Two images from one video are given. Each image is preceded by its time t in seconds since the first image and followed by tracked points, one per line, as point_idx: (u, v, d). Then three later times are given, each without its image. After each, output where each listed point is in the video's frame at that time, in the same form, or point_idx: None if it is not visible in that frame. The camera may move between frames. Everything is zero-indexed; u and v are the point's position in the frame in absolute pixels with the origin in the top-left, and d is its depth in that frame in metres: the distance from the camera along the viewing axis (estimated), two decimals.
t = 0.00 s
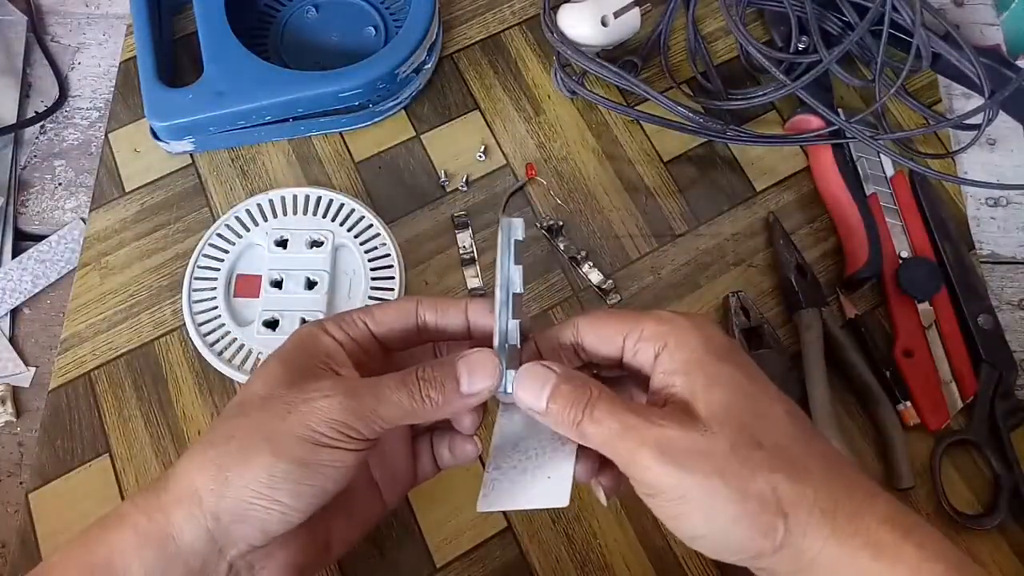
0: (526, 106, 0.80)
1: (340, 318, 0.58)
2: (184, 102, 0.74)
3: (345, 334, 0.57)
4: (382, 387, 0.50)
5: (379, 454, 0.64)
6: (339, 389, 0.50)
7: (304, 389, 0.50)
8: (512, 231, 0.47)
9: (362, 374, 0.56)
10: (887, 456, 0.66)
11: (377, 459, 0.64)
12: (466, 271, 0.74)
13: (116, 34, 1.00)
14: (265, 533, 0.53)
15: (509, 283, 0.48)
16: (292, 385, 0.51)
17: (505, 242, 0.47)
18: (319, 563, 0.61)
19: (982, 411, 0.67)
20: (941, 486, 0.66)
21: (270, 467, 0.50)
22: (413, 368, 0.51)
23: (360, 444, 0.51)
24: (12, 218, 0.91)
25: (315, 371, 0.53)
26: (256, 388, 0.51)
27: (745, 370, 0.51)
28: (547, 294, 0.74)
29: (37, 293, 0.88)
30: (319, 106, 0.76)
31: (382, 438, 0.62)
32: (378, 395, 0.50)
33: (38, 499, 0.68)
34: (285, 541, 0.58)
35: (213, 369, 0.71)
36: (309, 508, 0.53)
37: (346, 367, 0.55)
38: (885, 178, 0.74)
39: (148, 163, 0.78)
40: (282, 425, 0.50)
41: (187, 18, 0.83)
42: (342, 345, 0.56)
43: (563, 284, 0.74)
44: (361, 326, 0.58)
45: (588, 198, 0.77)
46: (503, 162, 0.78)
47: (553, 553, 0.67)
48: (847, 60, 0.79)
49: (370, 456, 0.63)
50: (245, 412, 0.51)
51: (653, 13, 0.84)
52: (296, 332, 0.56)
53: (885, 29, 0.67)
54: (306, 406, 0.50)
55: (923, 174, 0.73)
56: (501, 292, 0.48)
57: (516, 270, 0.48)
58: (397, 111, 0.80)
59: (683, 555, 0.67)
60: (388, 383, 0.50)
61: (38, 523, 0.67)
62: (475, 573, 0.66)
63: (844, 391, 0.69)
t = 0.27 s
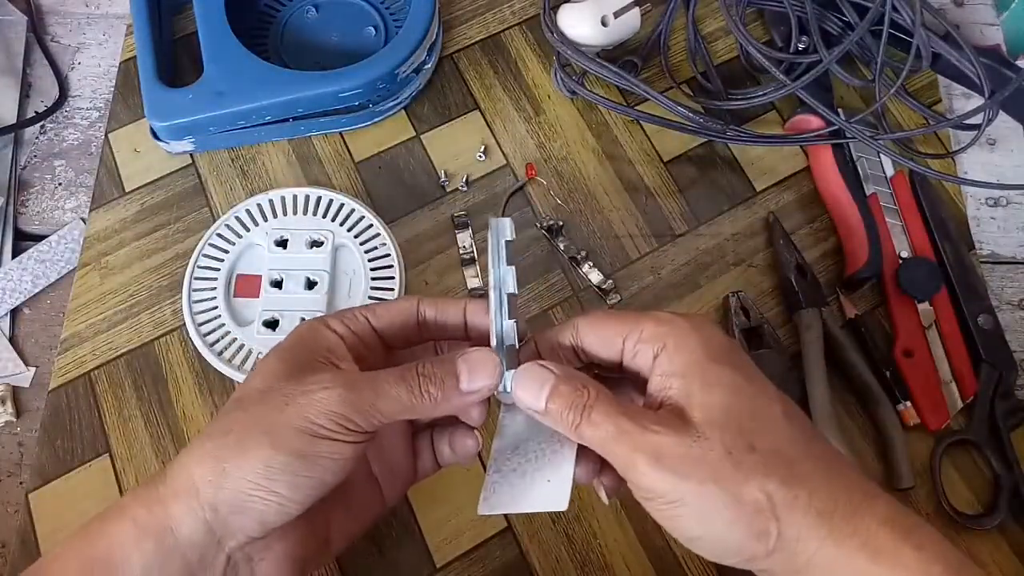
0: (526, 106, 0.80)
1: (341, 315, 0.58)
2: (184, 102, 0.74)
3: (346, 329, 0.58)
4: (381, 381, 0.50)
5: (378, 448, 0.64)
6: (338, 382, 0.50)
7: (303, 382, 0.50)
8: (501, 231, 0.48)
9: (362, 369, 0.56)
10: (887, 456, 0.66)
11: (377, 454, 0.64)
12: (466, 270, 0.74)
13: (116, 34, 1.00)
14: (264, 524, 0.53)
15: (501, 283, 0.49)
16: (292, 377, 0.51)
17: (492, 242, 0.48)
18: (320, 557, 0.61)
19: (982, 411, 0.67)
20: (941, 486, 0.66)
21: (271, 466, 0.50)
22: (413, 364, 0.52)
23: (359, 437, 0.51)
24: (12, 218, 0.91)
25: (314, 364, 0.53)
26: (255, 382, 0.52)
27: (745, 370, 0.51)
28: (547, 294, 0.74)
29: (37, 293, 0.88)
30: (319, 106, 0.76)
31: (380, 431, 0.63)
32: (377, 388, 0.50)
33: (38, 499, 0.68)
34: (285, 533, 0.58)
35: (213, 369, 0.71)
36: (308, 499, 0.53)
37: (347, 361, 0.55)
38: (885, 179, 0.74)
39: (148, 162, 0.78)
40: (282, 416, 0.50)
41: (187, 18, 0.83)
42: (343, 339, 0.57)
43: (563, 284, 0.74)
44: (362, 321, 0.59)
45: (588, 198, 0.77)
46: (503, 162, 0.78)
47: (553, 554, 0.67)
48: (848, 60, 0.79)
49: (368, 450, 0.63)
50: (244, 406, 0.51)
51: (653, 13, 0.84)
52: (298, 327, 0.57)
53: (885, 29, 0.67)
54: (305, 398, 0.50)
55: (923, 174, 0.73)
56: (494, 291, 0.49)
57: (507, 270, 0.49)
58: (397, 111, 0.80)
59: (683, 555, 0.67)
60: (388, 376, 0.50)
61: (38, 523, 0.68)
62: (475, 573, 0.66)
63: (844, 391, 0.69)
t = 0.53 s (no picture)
0: (526, 106, 0.80)
1: (344, 316, 0.58)
2: (184, 102, 0.74)
3: (350, 330, 0.57)
4: (384, 382, 0.50)
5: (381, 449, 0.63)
6: (342, 383, 0.50)
7: (307, 383, 0.50)
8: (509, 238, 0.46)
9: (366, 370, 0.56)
10: (887, 456, 0.66)
11: (379, 456, 0.64)
12: (466, 271, 0.74)
13: (116, 34, 1.00)
14: (267, 524, 0.53)
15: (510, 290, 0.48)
16: (295, 379, 0.51)
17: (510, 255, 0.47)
18: (321, 558, 0.61)
19: (982, 411, 0.67)
20: (941, 486, 0.66)
21: (270, 466, 0.50)
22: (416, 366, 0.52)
23: (362, 439, 0.51)
24: (12, 218, 0.91)
25: (319, 365, 0.52)
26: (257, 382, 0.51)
27: (745, 370, 0.51)
28: (547, 294, 0.74)
29: (37, 293, 0.88)
30: (319, 106, 0.76)
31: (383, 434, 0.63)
32: (382, 389, 0.50)
33: (38, 499, 0.68)
34: (288, 534, 0.58)
35: (213, 368, 0.71)
36: (311, 500, 0.53)
37: (351, 362, 0.54)
38: (885, 179, 0.74)
39: (148, 162, 0.78)
40: (286, 417, 0.49)
41: (187, 18, 0.83)
42: (348, 340, 0.57)
43: (563, 284, 0.74)
44: (367, 322, 0.59)
45: (588, 198, 0.77)
46: (503, 162, 0.78)
47: (553, 553, 0.67)
48: (847, 60, 0.79)
49: (371, 453, 0.63)
50: (247, 405, 0.50)
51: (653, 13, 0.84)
52: (304, 328, 0.56)
53: (885, 29, 0.67)
54: (310, 400, 0.49)
55: (923, 174, 0.73)
56: (503, 297, 0.48)
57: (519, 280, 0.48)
58: (397, 111, 0.80)
59: (683, 555, 0.67)
60: (393, 377, 0.50)
61: (38, 523, 0.68)
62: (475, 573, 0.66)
63: (844, 391, 0.69)
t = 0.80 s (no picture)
0: (526, 105, 0.80)
1: (323, 296, 0.58)
2: (184, 102, 0.74)
3: (329, 311, 0.58)
4: (364, 358, 0.49)
5: (364, 427, 0.64)
6: (321, 363, 0.49)
7: (285, 365, 0.50)
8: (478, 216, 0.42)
9: (345, 349, 0.56)
10: (887, 456, 0.66)
11: (362, 432, 0.65)
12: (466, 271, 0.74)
13: (116, 34, 1.00)
14: (252, 506, 0.53)
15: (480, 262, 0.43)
16: (274, 363, 0.50)
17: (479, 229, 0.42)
18: (309, 538, 0.61)
19: (982, 411, 0.67)
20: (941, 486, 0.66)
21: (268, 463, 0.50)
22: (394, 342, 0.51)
23: (342, 416, 0.51)
24: (12, 218, 0.91)
25: (298, 348, 0.52)
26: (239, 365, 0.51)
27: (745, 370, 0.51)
28: (546, 294, 0.74)
29: (37, 293, 0.88)
30: (319, 106, 0.76)
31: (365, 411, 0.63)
32: (361, 366, 0.49)
33: (38, 499, 0.68)
34: (273, 516, 0.58)
35: (213, 369, 0.71)
36: (294, 481, 0.53)
37: (329, 342, 0.54)
38: (885, 178, 0.74)
39: (148, 162, 0.78)
40: (266, 400, 0.49)
41: (187, 18, 0.83)
42: (327, 320, 0.57)
43: (563, 284, 0.74)
44: (345, 303, 0.59)
45: (588, 197, 0.77)
46: (503, 162, 0.78)
47: (553, 554, 0.67)
48: (848, 60, 0.79)
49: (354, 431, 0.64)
50: (228, 389, 0.50)
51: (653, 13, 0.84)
52: (284, 309, 0.56)
53: (885, 30, 0.67)
54: (288, 380, 0.49)
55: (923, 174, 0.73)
56: (475, 273, 0.44)
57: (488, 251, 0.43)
58: (397, 111, 0.80)
59: (682, 555, 0.67)
60: (372, 354, 0.49)
61: (38, 523, 0.68)
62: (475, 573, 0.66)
63: (844, 391, 0.69)
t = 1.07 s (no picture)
0: (526, 105, 0.80)
1: (327, 308, 0.58)
2: (184, 103, 0.74)
3: (331, 325, 0.58)
4: (361, 376, 0.48)
5: (375, 445, 0.64)
6: (319, 380, 0.49)
7: (285, 380, 0.50)
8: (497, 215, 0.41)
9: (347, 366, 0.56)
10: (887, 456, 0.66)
11: (375, 451, 0.64)
12: (466, 270, 0.74)
13: (116, 33, 1.00)
14: (245, 522, 0.53)
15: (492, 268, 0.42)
16: (273, 378, 0.51)
17: (495, 235, 0.41)
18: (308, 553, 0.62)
19: (983, 411, 0.67)
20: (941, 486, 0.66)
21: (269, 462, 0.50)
22: (397, 356, 0.50)
23: (340, 433, 0.50)
24: (12, 218, 0.91)
25: (298, 364, 0.53)
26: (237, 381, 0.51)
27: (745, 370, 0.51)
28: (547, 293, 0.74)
29: (37, 293, 0.88)
30: (319, 106, 0.76)
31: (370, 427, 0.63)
32: (359, 383, 0.48)
33: (38, 498, 0.68)
34: (266, 532, 0.57)
35: (213, 369, 0.71)
36: (288, 498, 0.53)
37: (331, 357, 0.55)
38: (885, 178, 0.74)
39: (148, 162, 0.78)
40: (264, 416, 0.49)
41: (187, 18, 0.83)
42: (328, 334, 0.57)
43: (563, 284, 0.74)
44: (348, 315, 0.59)
45: (588, 197, 0.77)
46: (503, 162, 0.78)
47: (554, 553, 0.67)
48: (848, 60, 0.79)
49: (363, 449, 0.63)
50: (229, 403, 0.50)
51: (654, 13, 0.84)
52: (286, 322, 0.57)
53: (884, 30, 0.67)
54: (287, 397, 0.49)
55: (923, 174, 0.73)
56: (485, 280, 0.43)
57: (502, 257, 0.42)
58: (397, 111, 0.79)
59: (682, 555, 0.67)
60: (370, 371, 0.49)
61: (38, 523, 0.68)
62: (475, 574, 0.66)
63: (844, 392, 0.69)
